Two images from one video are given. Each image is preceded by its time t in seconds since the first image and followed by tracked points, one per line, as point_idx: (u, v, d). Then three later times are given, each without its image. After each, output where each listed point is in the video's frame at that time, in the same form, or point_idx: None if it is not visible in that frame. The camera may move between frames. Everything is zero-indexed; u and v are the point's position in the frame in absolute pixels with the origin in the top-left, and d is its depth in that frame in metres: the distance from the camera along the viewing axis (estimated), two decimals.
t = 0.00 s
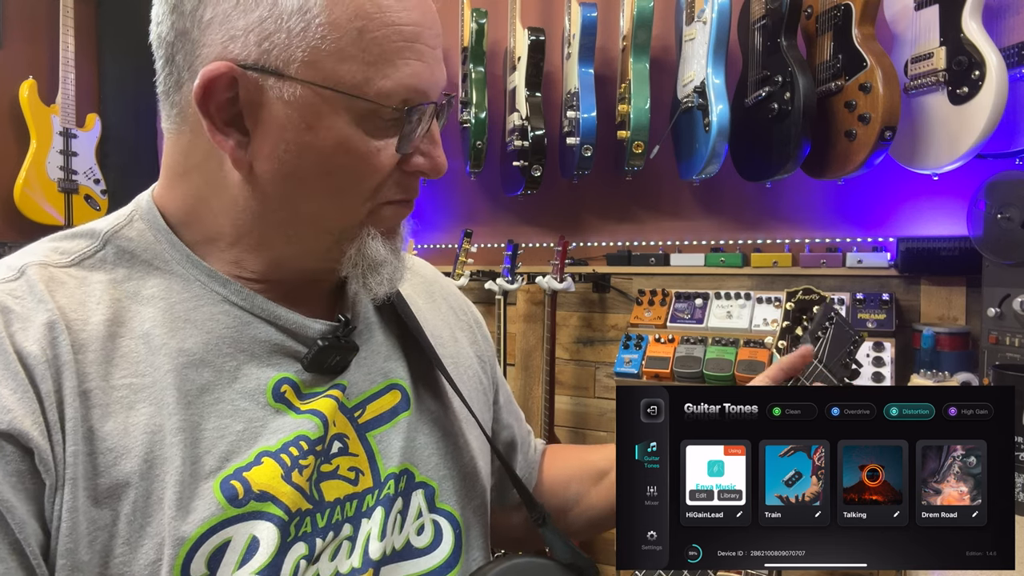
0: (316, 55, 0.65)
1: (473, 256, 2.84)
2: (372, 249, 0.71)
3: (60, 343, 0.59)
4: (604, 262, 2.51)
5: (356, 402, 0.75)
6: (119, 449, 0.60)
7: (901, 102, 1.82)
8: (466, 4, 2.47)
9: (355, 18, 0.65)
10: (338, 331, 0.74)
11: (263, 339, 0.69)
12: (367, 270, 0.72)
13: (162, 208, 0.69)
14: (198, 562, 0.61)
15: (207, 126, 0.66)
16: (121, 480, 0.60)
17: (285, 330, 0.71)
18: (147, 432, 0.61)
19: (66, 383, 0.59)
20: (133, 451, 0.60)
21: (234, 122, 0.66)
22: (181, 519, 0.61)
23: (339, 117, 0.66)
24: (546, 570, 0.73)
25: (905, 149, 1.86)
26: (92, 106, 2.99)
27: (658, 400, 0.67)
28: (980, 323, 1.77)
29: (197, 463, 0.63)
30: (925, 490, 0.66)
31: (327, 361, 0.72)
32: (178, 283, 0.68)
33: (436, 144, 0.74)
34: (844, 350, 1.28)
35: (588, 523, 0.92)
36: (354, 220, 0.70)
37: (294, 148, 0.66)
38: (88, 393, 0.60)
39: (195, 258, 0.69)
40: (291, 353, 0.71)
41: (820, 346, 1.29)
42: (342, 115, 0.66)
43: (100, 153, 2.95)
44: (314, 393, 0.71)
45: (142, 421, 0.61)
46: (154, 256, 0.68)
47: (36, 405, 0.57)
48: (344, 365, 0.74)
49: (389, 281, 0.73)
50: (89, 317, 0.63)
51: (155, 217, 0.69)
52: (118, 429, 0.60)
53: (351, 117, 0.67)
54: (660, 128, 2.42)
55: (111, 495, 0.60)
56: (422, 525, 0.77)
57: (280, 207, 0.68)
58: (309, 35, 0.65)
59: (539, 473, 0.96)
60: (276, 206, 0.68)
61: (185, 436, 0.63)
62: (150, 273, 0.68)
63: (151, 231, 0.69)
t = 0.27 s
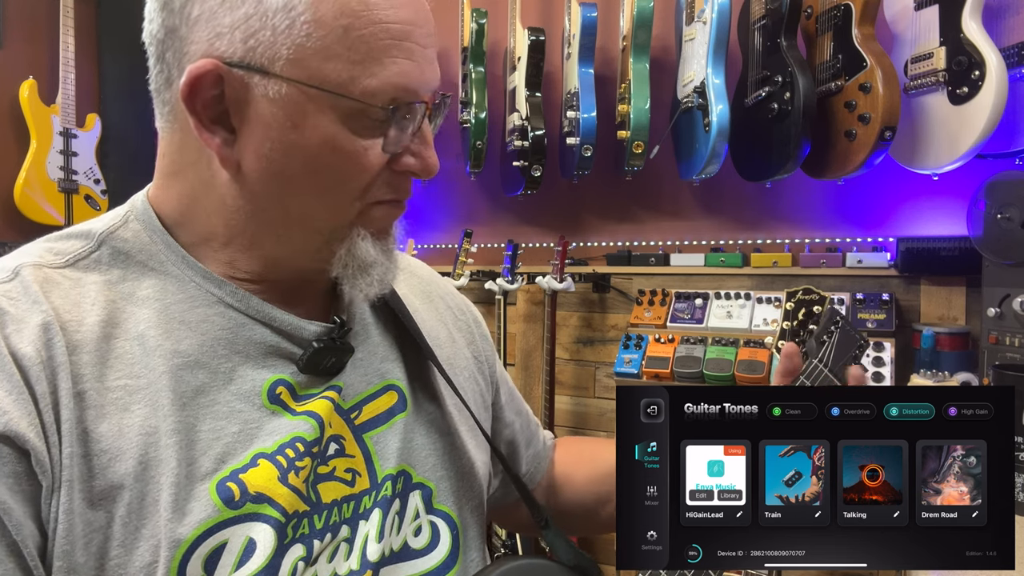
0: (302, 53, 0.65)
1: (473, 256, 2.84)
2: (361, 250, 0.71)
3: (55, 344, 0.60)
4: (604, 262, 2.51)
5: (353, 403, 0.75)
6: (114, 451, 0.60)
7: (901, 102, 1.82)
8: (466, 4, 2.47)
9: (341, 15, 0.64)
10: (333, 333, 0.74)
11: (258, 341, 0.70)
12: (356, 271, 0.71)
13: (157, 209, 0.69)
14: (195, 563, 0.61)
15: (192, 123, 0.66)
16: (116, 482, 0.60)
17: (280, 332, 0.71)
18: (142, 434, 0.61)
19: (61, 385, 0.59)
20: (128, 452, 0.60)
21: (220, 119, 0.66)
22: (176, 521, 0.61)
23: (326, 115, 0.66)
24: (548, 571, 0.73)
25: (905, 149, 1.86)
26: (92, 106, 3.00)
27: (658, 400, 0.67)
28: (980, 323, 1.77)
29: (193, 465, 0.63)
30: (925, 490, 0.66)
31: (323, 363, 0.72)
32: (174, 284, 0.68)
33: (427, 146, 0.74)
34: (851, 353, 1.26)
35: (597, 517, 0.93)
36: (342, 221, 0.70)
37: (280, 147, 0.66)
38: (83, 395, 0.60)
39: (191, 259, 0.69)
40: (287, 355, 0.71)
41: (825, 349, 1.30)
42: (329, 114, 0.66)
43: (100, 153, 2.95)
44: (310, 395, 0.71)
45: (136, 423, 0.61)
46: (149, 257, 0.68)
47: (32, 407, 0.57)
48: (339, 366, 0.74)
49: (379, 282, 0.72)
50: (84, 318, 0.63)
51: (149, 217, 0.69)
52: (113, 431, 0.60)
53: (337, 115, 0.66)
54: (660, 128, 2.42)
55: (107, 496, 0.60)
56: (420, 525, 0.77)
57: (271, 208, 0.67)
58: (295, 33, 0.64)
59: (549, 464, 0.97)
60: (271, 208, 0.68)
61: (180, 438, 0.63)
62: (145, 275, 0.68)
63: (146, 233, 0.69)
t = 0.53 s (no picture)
0: (262, 47, 0.64)
1: (473, 256, 2.84)
2: (326, 255, 0.69)
3: (58, 339, 0.60)
4: (604, 262, 2.51)
5: (351, 403, 0.75)
6: (112, 447, 0.60)
7: (901, 102, 1.82)
8: (466, 4, 2.47)
9: (304, 10, 0.63)
10: (330, 335, 0.74)
11: (255, 340, 0.70)
12: (322, 277, 0.69)
13: (156, 208, 0.69)
14: (192, 562, 0.61)
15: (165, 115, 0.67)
16: (114, 479, 0.60)
17: (278, 332, 0.71)
18: (140, 431, 0.61)
19: (63, 379, 0.59)
20: (126, 449, 0.60)
21: (192, 112, 0.67)
22: (175, 518, 0.61)
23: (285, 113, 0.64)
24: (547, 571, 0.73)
25: (905, 150, 1.86)
26: (92, 106, 3.00)
27: (658, 400, 0.67)
28: (980, 323, 1.77)
29: (191, 463, 0.64)
30: (925, 490, 0.66)
31: (320, 364, 0.72)
32: (172, 283, 0.68)
33: (403, 151, 0.71)
34: (845, 348, 1.29)
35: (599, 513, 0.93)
36: (310, 224, 0.69)
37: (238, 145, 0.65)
38: (83, 391, 0.60)
39: (189, 257, 0.69)
40: (285, 355, 0.71)
41: (819, 344, 1.30)
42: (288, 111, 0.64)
43: (100, 153, 2.95)
44: (308, 395, 0.71)
45: (134, 419, 0.61)
46: (147, 256, 0.68)
47: (34, 401, 0.57)
48: (337, 368, 0.74)
49: (348, 289, 0.70)
50: (85, 314, 0.63)
51: (147, 216, 0.69)
52: (112, 427, 0.60)
53: (295, 113, 0.65)
54: (660, 128, 2.42)
55: (104, 492, 0.60)
56: (419, 524, 0.78)
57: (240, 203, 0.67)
58: (256, 28, 0.64)
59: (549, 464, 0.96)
60: (247, 206, 0.67)
61: (178, 435, 0.63)
62: (142, 273, 0.68)
63: (145, 230, 0.69)
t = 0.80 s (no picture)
0: (261, 42, 0.64)
1: (473, 256, 2.84)
2: (325, 256, 0.69)
3: (58, 343, 0.59)
4: (604, 262, 2.51)
5: (353, 404, 0.75)
6: (114, 450, 0.60)
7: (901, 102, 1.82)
8: (466, 5, 2.47)
9: (302, 5, 0.63)
10: (332, 336, 0.74)
11: (258, 342, 0.70)
12: (319, 276, 0.68)
13: (160, 210, 0.69)
14: (195, 564, 0.61)
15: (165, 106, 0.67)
16: (116, 482, 0.60)
17: (280, 334, 0.71)
18: (142, 434, 0.61)
19: (65, 382, 0.59)
20: (128, 452, 0.60)
21: (192, 107, 0.67)
22: (178, 521, 0.61)
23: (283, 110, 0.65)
24: (548, 570, 0.73)
25: (905, 149, 1.86)
26: (92, 106, 3.00)
27: (658, 400, 0.67)
28: (980, 323, 1.77)
29: (193, 465, 0.64)
30: (925, 490, 0.66)
31: (323, 366, 0.71)
32: (174, 285, 0.68)
33: (401, 150, 0.71)
34: (852, 355, 1.29)
35: (589, 521, 0.93)
36: (307, 222, 0.68)
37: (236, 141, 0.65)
38: (85, 394, 0.60)
39: (192, 259, 0.69)
40: (287, 357, 0.71)
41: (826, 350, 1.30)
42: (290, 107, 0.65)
43: (100, 153, 2.95)
44: (310, 396, 0.72)
45: (136, 423, 0.61)
46: (150, 257, 0.68)
47: (35, 404, 0.56)
48: (339, 369, 0.74)
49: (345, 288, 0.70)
50: (86, 316, 0.63)
51: (151, 218, 0.69)
52: (114, 430, 0.60)
53: (293, 109, 0.65)
54: (660, 128, 2.42)
55: (105, 495, 0.60)
56: (421, 525, 0.77)
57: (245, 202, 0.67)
58: (255, 22, 0.64)
59: (540, 471, 0.96)
60: (245, 202, 0.67)
61: (180, 438, 0.63)
62: (145, 274, 0.68)
63: (149, 232, 0.69)
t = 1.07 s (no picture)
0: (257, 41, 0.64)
1: (473, 256, 2.84)
2: (219, 236, 0.61)
3: (64, 337, 0.60)
4: (604, 262, 2.51)
5: (353, 403, 0.75)
6: (116, 443, 0.60)
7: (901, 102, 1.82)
8: (466, 5, 2.47)
9: None
10: (331, 336, 0.74)
11: (258, 340, 0.70)
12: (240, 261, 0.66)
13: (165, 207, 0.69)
14: (193, 561, 0.61)
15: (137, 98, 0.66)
16: (118, 475, 0.60)
17: (280, 332, 0.71)
18: (143, 428, 0.61)
19: (70, 376, 0.59)
20: (130, 446, 0.61)
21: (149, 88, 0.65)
22: (179, 515, 0.61)
23: (248, 86, 0.61)
24: (548, 570, 0.73)
25: (905, 150, 1.86)
26: (92, 106, 3.00)
27: (658, 400, 0.67)
28: (980, 323, 1.78)
29: (194, 461, 0.64)
30: (925, 490, 0.66)
31: (323, 365, 0.71)
32: (176, 283, 0.68)
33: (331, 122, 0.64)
34: (852, 347, 1.27)
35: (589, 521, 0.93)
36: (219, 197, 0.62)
37: (188, 114, 0.60)
38: (89, 387, 0.60)
39: (194, 257, 0.69)
40: (286, 355, 0.71)
41: (825, 343, 1.31)
42: (261, 84, 0.62)
43: (100, 153, 2.96)
44: (310, 395, 0.71)
45: (139, 417, 0.61)
46: (153, 256, 0.68)
47: (42, 397, 0.57)
48: (338, 368, 0.74)
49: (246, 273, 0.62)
50: (89, 311, 0.63)
51: (155, 218, 0.69)
52: (117, 424, 0.61)
53: (238, 83, 0.61)
54: (660, 128, 2.42)
55: (107, 489, 0.60)
56: (419, 524, 0.78)
57: (189, 194, 0.61)
58: None
59: (541, 469, 0.96)
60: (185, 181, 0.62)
61: (181, 433, 0.63)
62: (146, 271, 0.67)
63: (154, 231, 0.69)
